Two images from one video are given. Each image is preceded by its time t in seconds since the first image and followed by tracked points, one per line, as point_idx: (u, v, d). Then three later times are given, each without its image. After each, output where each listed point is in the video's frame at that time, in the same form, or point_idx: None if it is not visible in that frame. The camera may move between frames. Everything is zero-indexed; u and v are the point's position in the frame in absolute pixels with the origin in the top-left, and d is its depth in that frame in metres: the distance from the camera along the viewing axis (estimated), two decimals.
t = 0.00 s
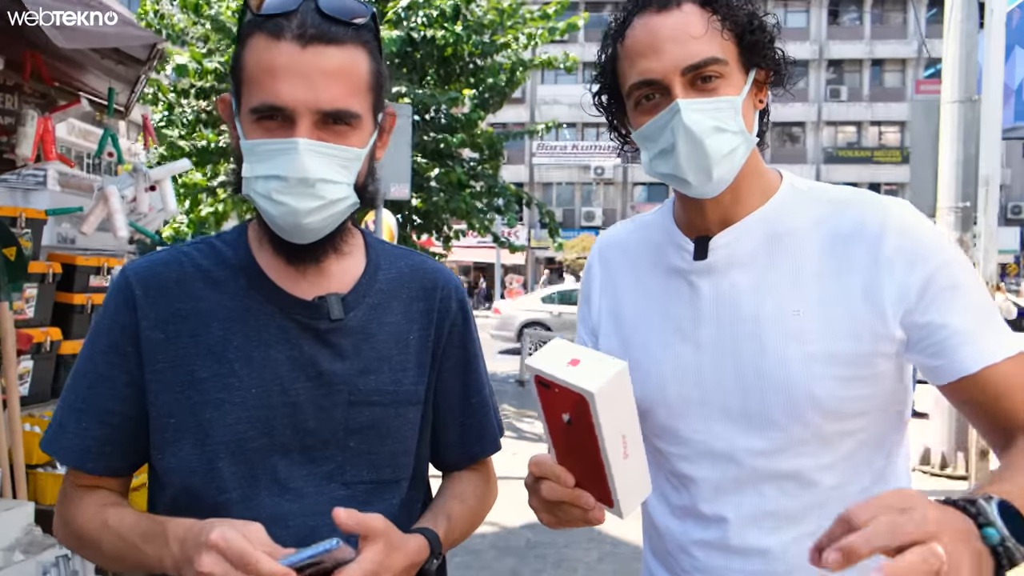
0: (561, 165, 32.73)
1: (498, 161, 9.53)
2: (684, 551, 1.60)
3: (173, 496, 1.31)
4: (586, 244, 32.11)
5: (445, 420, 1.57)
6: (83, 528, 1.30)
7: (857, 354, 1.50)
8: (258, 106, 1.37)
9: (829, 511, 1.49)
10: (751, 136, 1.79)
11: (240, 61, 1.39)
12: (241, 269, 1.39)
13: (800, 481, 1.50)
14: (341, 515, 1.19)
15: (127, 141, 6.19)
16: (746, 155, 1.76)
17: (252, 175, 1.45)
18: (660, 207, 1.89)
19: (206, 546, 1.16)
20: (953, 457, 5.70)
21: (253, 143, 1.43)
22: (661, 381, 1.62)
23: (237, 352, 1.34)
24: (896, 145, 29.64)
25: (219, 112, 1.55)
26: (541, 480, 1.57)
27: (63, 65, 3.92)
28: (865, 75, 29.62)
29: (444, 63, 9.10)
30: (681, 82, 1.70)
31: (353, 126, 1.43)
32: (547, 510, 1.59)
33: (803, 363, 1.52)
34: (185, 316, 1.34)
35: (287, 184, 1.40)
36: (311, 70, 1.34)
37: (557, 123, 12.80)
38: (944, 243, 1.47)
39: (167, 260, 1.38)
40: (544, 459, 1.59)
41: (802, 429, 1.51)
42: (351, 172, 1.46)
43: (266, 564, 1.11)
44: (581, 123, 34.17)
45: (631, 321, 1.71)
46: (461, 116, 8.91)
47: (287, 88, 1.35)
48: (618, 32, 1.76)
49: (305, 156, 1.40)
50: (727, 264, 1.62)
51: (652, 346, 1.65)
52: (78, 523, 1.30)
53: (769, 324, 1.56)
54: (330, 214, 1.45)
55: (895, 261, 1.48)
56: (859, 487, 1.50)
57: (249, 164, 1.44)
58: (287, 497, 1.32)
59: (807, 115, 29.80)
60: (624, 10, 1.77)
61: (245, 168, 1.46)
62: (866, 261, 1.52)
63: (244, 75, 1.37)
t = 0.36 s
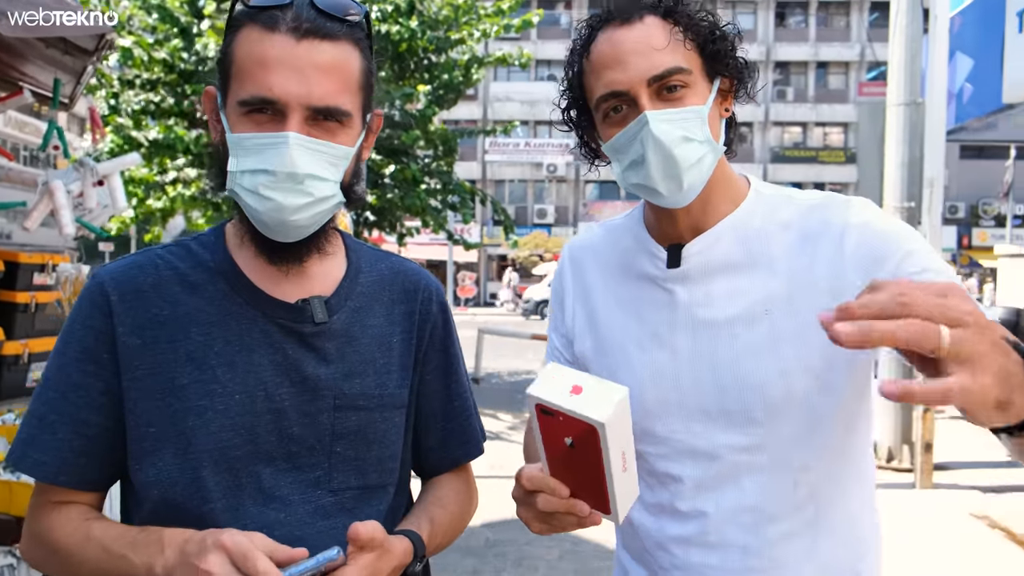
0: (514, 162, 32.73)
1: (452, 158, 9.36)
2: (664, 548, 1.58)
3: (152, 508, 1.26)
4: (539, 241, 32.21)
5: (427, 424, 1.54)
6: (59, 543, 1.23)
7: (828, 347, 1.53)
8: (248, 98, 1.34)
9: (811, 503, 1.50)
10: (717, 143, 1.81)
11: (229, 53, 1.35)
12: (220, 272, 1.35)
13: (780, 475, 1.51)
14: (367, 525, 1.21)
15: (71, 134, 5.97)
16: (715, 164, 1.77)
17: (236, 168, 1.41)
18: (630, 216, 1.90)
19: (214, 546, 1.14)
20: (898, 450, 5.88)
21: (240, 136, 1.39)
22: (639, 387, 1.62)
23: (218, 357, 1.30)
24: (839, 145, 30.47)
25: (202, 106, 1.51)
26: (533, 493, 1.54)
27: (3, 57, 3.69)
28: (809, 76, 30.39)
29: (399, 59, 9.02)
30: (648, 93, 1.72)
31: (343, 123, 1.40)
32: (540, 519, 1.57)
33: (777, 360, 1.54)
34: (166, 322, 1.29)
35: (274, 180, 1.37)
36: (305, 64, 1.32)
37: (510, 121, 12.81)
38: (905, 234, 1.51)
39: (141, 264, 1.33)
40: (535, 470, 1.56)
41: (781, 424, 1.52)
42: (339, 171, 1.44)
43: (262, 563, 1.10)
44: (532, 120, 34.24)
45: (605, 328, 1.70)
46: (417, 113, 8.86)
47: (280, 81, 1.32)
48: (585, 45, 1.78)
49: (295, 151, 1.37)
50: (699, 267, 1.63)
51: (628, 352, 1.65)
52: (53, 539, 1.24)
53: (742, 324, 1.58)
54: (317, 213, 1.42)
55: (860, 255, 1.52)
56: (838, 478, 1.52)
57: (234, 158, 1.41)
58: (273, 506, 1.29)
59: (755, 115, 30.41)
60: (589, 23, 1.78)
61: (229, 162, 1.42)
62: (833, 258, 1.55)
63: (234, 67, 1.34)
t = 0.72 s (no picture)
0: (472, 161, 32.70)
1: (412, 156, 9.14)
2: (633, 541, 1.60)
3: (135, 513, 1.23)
4: (498, 240, 32.22)
5: (409, 427, 1.53)
6: (39, 550, 1.20)
7: (784, 342, 1.54)
8: (234, 96, 1.34)
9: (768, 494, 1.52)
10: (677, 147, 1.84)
11: (213, 52, 1.35)
12: (203, 276, 1.33)
13: (739, 466, 1.53)
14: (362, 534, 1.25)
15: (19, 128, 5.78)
16: (671, 165, 1.79)
17: (221, 168, 1.40)
18: (599, 218, 1.92)
19: (214, 546, 1.12)
20: (853, 446, 6.03)
21: (227, 136, 1.39)
22: (605, 383, 1.64)
23: (200, 360, 1.28)
24: (792, 146, 31.12)
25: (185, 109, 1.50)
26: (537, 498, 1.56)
27: None
28: (762, 78, 30.97)
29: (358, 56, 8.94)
30: (605, 98, 1.75)
31: (332, 123, 1.41)
32: (545, 522, 1.60)
33: (734, 354, 1.55)
34: (148, 326, 1.28)
35: (263, 181, 1.37)
36: (295, 63, 1.33)
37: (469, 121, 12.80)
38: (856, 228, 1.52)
39: (120, 266, 1.31)
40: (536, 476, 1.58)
41: (738, 417, 1.54)
42: (327, 171, 1.44)
43: (264, 560, 1.10)
44: (490, 119, 34.27)
45: (574, 325, 1.73)
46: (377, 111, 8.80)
47: (269, 80, 1.32)
48: (549, 54, 1.81)
49: (284, 152, 1.37)
50: (660, 263, 1.65)
51: (594, 348, 1.67)
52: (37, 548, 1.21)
53: (700, 318, 1.59)
54: (305, 214, 1.42)
55: (809, 251, 1.53)
56: (796, 469, 1.53)
57: (221, 158, 1.40)
58: (255, 512, 1.27)
59: (710, 116, 30.88)
60: (552, 34, 1.82)
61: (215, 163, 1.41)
62: (785, 253, 1.56)
63: (222, 65, 1.34)
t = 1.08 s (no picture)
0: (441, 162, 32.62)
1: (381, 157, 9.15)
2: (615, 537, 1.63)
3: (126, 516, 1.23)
4: (467, 240, 32.25)
5: (397, 429, 1.54)
6: (28, 555, 1.20)
7: (761, 340, 1.57)
8: (227, 97, 1.34)
9: (747, 487, 1.54)
10: (658, 154, 1.86)
11: (205, 53, 1.36)
12: (191, 279, 1.33)
13: (719, 463, 1.55)
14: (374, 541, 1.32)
15: None
16: (652, 172, 1.81)
17: (213, 168, 1.41)
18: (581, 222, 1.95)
19: (232, 526, 1.13)
20: (821, 444, 6.14)
21: (218, 137, 1.39)
22: (587, 382, 1.66)
23: (189, 362, 1.29)
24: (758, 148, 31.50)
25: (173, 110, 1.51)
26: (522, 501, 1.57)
27: None
28: (729, 81, 31.32)
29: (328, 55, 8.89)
30: (587, 106, 1.77)
31: (323, 126, 1.42)
32: (530, 522, 1.60)
33: (713, 353, 1.58)
34: (136, 328, 1.28)
35: (255, 182, 1.38)
36: (287, 66, 1.34)
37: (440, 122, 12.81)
38: (830, 229, 1.55)
39: (108, 269, 1.31)
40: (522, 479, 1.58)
41: (716, 415, 1.57)
42: (319, 173, 1.45)
43: (286, 534, 1.12)
44: (460, 119, 34.30)
45: (556, 327, 1.75)
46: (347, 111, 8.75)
47: (261, 81, 1.33)
48: (532, 63, 1.83)
49: (276, 154, 1.38)
50: (640, 263, 1.67)
51: (576, 350, 1.69)
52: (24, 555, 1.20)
53: (679, 318, 1.62)
54: (295, 215, 1.42)
55: (784, 251, 1.56)
56: (774, 463, 1.56)
57: (212, 158, 1.41)
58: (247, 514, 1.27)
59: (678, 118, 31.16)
60: (536, 43, 1.84)
61: (207, 163, 1.42)
62: (761, 253, 1.59)
63: (214, 66, 1.35)
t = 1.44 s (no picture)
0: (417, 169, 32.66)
1: (359, 164, 9.20)
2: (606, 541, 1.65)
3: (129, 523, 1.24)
4: (444, 248, 32.20)
5: (392, 430, 1.54)
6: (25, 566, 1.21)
7: (750, 349, 1.60)
8: (236, 98, 1.40)
9: (731, 499, 1.56)
10: (648, 166, 1.84)
11: (208, 57, 1.41)
12: (189, 284, 1.36)
13: (703, 472, 1.57)
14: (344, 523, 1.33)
15: None
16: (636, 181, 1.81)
17: (221, 172, 1.46)
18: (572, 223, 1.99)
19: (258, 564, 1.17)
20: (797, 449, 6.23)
21: (226, 141, 1.45)
22: (578, 386, 1.69)
23: (188, 366, 1.30)
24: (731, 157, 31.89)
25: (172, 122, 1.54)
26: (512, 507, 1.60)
27: None
28: (702, 90, 31.75)
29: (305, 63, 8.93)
30: (573, 111, 1.79)
31: (327, 125, 1.51)
32: (519, 526, 1.63)
33: (701, 360, 1.61)
34: (134, 332, 1.29)
35: (269, 183, 1.44)
36: (294, 67, 1.41)
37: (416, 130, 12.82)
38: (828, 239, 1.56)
39: (105, 273, 1.32)
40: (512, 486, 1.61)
41: (704, 423, 1.59)
42: (325, 171, 1.54)
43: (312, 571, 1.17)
44: (436, 127, 34.34)
45: (548, 330, 1.79)
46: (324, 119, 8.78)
47: (271, 82, 1.40)
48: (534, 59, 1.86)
49: (289, 153, 1.46)
50: (632, 269, 1.70)
51: (566, 350, 1.73)
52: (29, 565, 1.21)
53: (668, 324, 1.65)
54: (304, 215, 1.51)
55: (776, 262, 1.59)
56: (761, 471, 1.57)
57: (219, 161, 1.46)
58: (247, 517, 1.28)
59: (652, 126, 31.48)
60: (539, 41, 1.87)
61: (214, 167, 1.47)
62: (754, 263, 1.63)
63: (219, 71, 1.40)
